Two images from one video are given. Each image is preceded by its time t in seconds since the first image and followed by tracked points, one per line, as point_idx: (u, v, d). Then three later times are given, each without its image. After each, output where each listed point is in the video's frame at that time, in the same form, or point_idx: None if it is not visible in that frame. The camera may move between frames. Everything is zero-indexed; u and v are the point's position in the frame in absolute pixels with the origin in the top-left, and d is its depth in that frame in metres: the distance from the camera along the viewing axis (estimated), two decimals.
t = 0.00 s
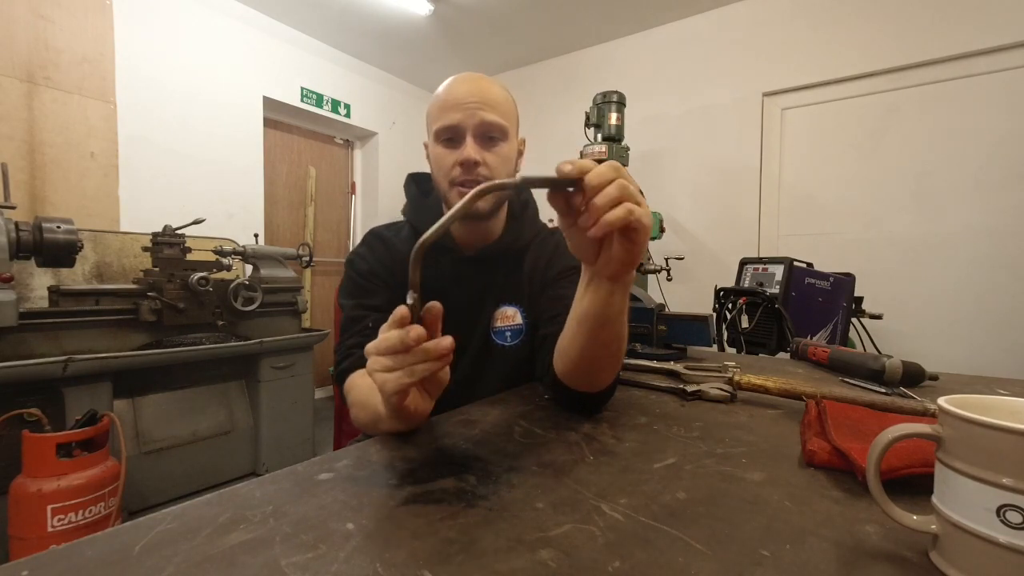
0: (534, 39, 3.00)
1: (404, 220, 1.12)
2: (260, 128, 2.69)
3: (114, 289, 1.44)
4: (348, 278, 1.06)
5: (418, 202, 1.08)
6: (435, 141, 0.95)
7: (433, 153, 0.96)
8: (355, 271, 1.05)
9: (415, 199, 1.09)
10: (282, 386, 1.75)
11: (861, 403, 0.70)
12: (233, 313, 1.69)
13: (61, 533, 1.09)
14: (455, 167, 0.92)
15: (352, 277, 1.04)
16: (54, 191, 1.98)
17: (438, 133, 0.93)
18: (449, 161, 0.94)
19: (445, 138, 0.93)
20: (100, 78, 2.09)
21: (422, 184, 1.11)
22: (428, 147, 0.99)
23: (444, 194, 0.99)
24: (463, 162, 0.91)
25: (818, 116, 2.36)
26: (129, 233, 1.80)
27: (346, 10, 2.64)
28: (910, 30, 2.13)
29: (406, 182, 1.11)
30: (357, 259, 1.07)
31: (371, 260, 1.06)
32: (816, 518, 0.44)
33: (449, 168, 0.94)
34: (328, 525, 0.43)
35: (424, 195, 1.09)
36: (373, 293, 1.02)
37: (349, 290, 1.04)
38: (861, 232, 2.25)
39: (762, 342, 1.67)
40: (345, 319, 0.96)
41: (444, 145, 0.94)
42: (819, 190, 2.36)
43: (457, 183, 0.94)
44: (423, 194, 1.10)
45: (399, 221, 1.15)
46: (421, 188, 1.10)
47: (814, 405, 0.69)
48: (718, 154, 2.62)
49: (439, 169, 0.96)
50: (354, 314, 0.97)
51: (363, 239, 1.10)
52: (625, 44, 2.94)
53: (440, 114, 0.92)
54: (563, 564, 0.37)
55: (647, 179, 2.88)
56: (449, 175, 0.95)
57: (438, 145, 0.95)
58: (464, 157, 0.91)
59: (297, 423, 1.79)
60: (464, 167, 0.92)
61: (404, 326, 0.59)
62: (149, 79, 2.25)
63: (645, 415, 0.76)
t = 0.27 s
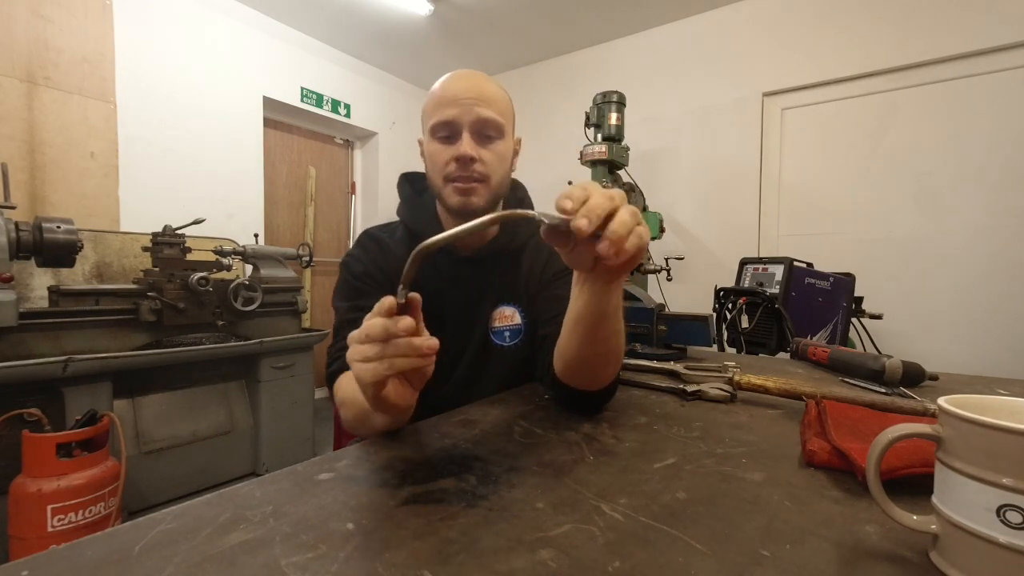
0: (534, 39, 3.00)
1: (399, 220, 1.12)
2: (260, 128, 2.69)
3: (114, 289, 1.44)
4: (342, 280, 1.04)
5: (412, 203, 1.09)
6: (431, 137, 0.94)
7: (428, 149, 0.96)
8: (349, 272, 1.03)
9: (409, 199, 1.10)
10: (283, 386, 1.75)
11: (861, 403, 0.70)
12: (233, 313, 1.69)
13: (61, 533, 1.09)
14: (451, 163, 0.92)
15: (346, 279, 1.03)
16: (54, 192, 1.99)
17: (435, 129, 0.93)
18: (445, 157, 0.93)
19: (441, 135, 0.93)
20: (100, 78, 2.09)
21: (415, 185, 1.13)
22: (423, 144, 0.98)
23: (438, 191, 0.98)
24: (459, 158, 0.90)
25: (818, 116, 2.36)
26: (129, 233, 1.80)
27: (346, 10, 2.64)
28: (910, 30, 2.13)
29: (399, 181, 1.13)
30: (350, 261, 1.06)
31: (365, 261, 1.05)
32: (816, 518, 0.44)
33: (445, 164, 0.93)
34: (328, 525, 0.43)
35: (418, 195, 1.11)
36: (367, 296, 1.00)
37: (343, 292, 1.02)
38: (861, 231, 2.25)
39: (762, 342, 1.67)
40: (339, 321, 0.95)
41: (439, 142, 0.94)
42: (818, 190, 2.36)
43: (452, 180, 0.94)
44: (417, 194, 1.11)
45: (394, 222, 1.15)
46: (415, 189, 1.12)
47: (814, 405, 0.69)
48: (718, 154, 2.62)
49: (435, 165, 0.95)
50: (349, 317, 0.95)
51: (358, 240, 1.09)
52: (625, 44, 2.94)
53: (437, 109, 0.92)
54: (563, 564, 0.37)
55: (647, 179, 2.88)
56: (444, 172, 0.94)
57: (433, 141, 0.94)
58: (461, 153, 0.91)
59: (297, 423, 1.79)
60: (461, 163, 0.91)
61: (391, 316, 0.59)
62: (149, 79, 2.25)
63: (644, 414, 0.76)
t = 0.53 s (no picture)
0: (534, 38, 3.00)
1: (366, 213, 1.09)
2: (261, 128, 2.69)
3: (114, 289, 1.44)
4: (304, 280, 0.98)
5: (379, 194, 1.07)
6: (490, 140, 0.91)
7: (474, 149, 0.92)
8: (313, 273, 0.97)
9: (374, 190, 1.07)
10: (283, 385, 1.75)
11: (861, 403, 0.70)
12: (233, 313, 1.69)
13: (61, 534, 1.09)
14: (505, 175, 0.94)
15: (309, 280, 0.97)
16: (55, 192, 1.99)
17: (500, 135, 0.90)
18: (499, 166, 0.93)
19: (502, 142, 0.91)
20: (100, 78, 2.09)
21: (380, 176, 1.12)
22: (459, 140, 0.93)
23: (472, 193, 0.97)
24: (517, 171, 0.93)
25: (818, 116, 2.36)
26: (129, 233, 1.80)
27: (346, 10, 2.64)
28: (910, 30, 2.13)
29: (367, 172, 1.12)
30: (313, 260, 1.00)
31: (329, 258, 1.00)
32: (816, 518, 0.44)
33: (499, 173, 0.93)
34: (328, 525, 0.43)
35: (388, 187, 1.09)
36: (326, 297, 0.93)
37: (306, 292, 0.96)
38: (862, 231, 2.25)
39: (762, 342, 1.67)
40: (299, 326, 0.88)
41: (488, 145, 0.92)
42: (819, 190, 2.36)
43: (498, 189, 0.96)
44: (387, 184, 1.10)
45: (359, 217, 1.11)
46: (384, 180, 1.12)
47: (814, 405, 0.69)
48: (718, 154, 2.62)
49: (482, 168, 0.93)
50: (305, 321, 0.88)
51: (322, 238, 1.04)
52: (625, 44, 2.94)
53: (493, 112, 0.90)
54: (563, 564, 0.37)
55: (647, 179, 2.88)
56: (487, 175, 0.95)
57: (482, 144, 0.92)
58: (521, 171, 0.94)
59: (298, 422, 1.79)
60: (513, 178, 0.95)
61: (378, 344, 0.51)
62: (149, 79, 2.25)
63: (644, 415, 0.76)
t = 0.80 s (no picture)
0: (534, 39, 3.00)
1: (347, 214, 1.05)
2: (261, 128, 2.69)
3: (114, 289, 1.44)
4: (299, 294, 0.95)
5: (360, 188, 1.04)
6: (473, 134, 0.85)
7: (463, 148, 0.86)
8: (305, 283, 0.95)
9: (356, 185, 1.04)
10: (283, 385, 1.75)
11: (861, 403, 0.70)
12: (233, 313, 1.69)
13: (61, 534, 1.09)
14: (487, 170, 0.88)
15: (302, 292, 0.95)
16: (55, 192, 1.99)
17: (484, 128, 0.85)
18: (481, 160, 0.87)
19: (485, 136, 0.86)
20: (100, 78, 2.10)
21: (359, 172, 1.09)
22: (446, 136, 0.86)
23: (458, 194, 0.90)
24: (501, 168, 0.89)
25: (818, 116, 2.36)
26: (129, 233, 1.80)
27: (346, 10, 2.64)
28: (910, 30, 2.13)
29: (342, 176, 1.08)
30: (305, 269, 0.96)
31: (321, 264, 0.96)
32: (816, 518, 0.44)
33: (480, 168, 0.88)
34: (328, 525, 0.43)
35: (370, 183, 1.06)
36: (324, 309, 0.93)
37: (304, 307, 0.94)
38: (862, 232, 2.25)
39: (762, 342, 1.67)
40: (304, 347, 0.90)
41: (474, 141, 0.86)
42: (818, 190, 2.36)
43: (479, 184, 0.90)
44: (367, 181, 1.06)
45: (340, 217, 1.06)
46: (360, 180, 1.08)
47: (814, 405, 0.69)
48: (718, 154, 2.62)
49: (463, 162, 0.87)
50: (311, 342, 0.90)
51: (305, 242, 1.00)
52: (624, 44, 2.94)
53: (484, 114, 0.86)
54: (563, 564, 0.37)
55: (647, 179, 2.88)
56: (473, 175, 0.89)
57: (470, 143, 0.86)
58: (503, 167, 0.90)
59: (298, 422, 1.78)
60: (494, 175, 0.90)
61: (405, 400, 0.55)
62: (149, 79, 2.25)
63: (644, 415, 0.76)
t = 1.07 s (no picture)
0: (534, 39, 3.00)
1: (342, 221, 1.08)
2: (261, 128, 2.69)
3: (114, 289, 1.44)
4: (297, 287, 0.95)
5: (355, 195, 1.06)
6: (455, 143, 0.96)
7: (445, 156, 0.96)
8: (304, 277, 0.95)
9: (350, 194, 1.06)
10: (283, 385, 1.75)
11: (861, 403, 0.70)
12: (232, 313, 1.69)
13: (61, 534, 1.09)
14: (470, 175, 0.99)
15: (300, 286, 0.94)
16: (54, 192, 1.99)
17: (464, 138, 0.96)
18: (464, 167, 0.98)
19: (466, 146, 0.97)
20: (100, 78, 2.10)
21: (353, 182, 1.12)
22: (430, 145, 0.96)
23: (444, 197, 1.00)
24: (481, 173, 0.99)
25: (818, 116, 2.36)
26: (129, 233, 1.80)
27: (346, 10, 2.64)
28: (910, 30, 2.13)
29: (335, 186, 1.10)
30: (304, 265, 0.97)
31: (321, 263, 0.97)
32: (816, 518, 0.44)
33: (463, 173, 0.98)
34: (328, 525, 0.43)
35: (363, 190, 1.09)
36: (324, 298, 0.92)
37: (301, 300, 0.93)
38: (862, 232, 2.25)
39: (762, 342, 1.67)
40: (298, 335, 0.87)
41: (456, 149, 0.96)
42: (819, 190, 2.36)
43: (463, 189, 1.00)
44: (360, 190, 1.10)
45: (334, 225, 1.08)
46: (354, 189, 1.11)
47: (814, 405, 0.69)
48: (717, 154, 2.62)
49: (447, 168, 0.97)
50: (308, 327, 0.88)
51: (303, 245, 1.01)
52: (625, 44, 2.94)
53: (463, 124, 0.96)
54: (563, 564, 0.37)
55: (647, 179, 2.88)
56: (457, 181, 0.99)
57: (452, 151, 0.96)
58: (483, 172, 1.00)
59: (298, 422, 1.78)
60: (476, 179, 1.00)
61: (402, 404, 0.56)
62: (149, 79, 2.25)
63: (644, 415, 0.76)
